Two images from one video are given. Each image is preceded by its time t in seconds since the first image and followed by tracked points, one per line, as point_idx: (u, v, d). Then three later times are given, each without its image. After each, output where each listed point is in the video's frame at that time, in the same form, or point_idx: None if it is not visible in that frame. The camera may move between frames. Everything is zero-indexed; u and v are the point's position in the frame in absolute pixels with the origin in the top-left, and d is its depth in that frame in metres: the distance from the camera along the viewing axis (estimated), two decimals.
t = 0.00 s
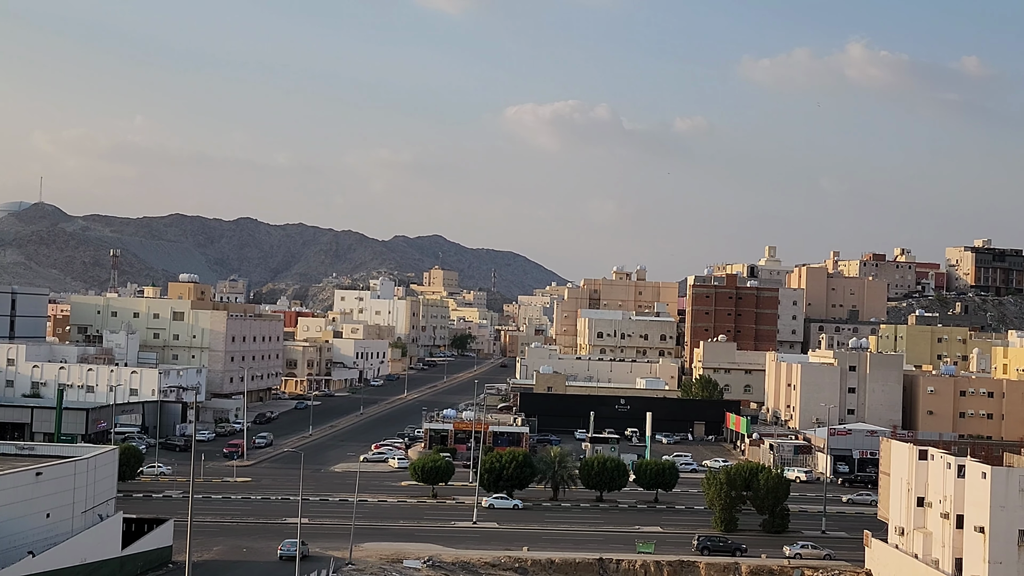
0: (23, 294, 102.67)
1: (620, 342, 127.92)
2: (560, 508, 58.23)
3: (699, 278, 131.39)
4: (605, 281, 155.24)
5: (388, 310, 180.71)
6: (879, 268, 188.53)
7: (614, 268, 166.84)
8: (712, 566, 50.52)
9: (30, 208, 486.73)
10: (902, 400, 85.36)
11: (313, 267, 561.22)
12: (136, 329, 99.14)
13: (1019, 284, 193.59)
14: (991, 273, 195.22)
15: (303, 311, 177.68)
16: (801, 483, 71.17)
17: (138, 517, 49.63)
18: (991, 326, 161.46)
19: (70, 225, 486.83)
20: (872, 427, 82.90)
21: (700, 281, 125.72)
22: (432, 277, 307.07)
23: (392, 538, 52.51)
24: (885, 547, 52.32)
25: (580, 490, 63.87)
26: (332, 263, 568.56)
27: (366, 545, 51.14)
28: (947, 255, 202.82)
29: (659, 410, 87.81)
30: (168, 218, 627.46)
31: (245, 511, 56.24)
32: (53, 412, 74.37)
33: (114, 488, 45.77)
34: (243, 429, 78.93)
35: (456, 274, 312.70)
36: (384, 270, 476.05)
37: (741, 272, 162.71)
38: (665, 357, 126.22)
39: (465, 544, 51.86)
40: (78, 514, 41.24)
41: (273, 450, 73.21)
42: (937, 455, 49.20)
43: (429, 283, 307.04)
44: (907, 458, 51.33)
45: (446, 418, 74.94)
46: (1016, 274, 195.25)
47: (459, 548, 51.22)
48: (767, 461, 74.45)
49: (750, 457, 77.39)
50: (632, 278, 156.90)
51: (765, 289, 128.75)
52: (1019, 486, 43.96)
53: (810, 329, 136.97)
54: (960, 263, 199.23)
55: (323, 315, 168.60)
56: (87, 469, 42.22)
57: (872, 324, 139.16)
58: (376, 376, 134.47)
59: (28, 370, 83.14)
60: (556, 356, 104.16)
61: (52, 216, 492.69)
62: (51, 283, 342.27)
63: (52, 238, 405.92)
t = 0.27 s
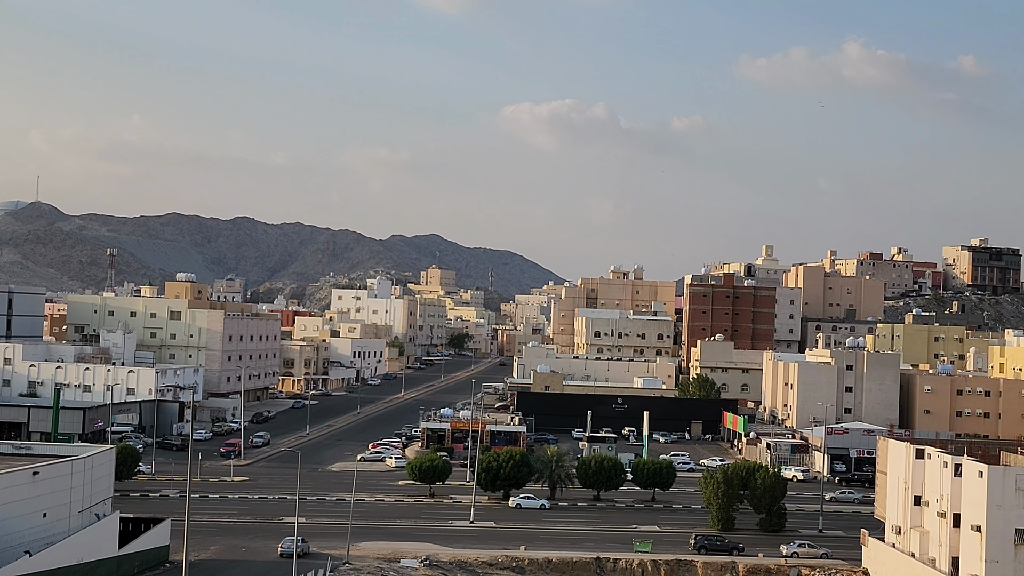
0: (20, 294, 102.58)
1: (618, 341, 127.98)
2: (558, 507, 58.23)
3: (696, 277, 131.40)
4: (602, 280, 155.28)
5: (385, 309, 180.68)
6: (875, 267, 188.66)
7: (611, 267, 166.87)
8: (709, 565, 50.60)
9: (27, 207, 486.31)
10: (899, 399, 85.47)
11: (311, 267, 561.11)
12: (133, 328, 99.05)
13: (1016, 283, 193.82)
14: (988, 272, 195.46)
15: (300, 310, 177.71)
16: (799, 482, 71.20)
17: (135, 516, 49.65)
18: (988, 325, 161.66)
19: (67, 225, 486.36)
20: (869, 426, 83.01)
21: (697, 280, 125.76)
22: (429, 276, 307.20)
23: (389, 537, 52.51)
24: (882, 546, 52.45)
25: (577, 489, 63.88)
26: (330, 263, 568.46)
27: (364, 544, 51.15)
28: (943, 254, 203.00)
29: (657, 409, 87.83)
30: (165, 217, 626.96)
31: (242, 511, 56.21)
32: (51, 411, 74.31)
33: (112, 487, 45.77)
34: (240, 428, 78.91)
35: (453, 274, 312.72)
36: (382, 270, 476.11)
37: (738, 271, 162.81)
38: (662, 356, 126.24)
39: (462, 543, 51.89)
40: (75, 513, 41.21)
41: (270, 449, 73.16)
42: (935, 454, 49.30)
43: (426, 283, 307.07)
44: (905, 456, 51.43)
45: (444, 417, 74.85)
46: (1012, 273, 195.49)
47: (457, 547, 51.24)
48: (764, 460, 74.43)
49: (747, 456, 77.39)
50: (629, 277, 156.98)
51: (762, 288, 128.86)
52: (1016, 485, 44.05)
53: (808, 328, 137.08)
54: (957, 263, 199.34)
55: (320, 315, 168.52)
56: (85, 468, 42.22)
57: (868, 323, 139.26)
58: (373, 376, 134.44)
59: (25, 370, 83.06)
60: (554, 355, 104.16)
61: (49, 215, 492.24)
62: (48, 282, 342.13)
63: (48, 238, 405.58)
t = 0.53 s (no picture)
0: (17, 293, 102.48)
1: (615, 341, 127.97)
2: (555, 506, 58.23)
3: (694, 276, 131.37)
4: (600, 279, 155.25)
5: (382, 309, 180.61)
6: (873, 266, 188.70)
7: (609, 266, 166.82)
8: (706, 564, 50.64)
9: (24, 206, 486.00)
10: (897, 398, 85.48)
11: (309, 266, 561.04)
12: (131, 328, 98.98)
13: (1014, 282, 193.97)
14: (985, 271, 195.59)
15: (298, 310, 177.65)
16: (796, 481, 71.18)
17: (133, 516, 49.65)
18: (986, 325, 161.80)
19: (65, 224, 486.03)
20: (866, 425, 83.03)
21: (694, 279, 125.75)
22: (427, 276, 307.18)
23: (387, 537, 52.49)
24: (879, 545, 52.51)
25: (575, 489, 63.85)
26: (327, 262, 568.50)
27: (361, 544, 51.13)
28: (941, 254, 203.12)
29: (654, 408, 87.83)
30: (163, 216, 626.63)
31: (240, 510, 56.17)
32: (48, 411, 74.26)
33: (109, 487, 45.75)
34: (237, 427, 78.85)
35: (451, 273, 312.73)
36: (380, 269, 476.04)
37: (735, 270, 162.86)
38: (660, 356, 126.25)
39: (459, 543, 51.87)
40: (72, 513, 41.16)
41: (268, 449, 73.12)
42: (932, 453, 49.38)
43: (424, 282, 306.97)
44: (902, 456, 51.50)
45: (441, 417, 74.72)
46: (1010, 273, 195.62)
47: (454, 547, 51.22)
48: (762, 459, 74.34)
49: (744, 455, 77.35)
50: (627, 277, 156.99)
51: (759, 287, 128.90)
52: (1013, 484, 44.11)
53: (805, 327, 137.11)
54: (954, 262, 199.37)
55: (317, 314, 168.43)
56: (82, 468, 42.18)
57: (866, 322, 139.32)
58: (371, 375, 134.44)
59: (22, 369, 83.03)
60: (552, 354, 104.14)
61: (47, 215, 491.89)
62: (46, 282, 341.87)
63: (46, 237, 405.41)
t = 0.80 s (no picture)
0: (16, 292, 102.43)
1: (615, 339, 127.98)
2: (555, 505, 58.25)
3: (693, 275, 131.38)
4: (599, 278, 155.24)
5: (382, 307, 180.60)
6: (872, 265, 188.72)
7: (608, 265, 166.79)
8: (705, 563, 50.69)
9: (23, 205, 485.67)
10: (896, 397, 85.52)
11: (308, 264, 561.03)
12: (130, 326, 98.95)
13: (1012, 281, 194.10)
14: (984, 270, 195.68)
15: (297, 309, 177.60)
16: (795, 480, 71.21)
17: (132, 515, 49.62)
18: (985, 324, 161.86)
19: (63, 223, 485.67)
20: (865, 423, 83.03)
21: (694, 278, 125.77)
22: (426, 275, 307.12)
23: (386, 536, 52.51)
24: (879, 544, 52.57)
25: (574, 487, 63.86)
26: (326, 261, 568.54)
27: (361, 543, 51.14)
28: (940, 252, 203.12)
29: (654, 407, 87.85)
30: (162, 215, 626.33)
31: (239, 509, 56.18)
32: (47, 410, 74.23)
33: (108, 486, 45.77)
34: (237, 426, 78.83)
35: (450, 271, 312.72)
36: (379, 268, 476.06)
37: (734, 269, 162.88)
38: (659, 354, 126.29)
39: (459, 542, 51.89)
40: (72, 511, 41.22)
41: (267, 448, 73.12)
42: (931, 452, 49.41)
43: (423, 281, 307.12)
44: (901, 454, 51.55)
45: (440, 415, 74.68)
46: (1009, 272, 195.69)
47: (453, 546, 51.23)
48: (760, 458, 74.34)
49: (744, 454, 77.35)
50: (626, 276, 157.02)
51: (759, 286, 128.92)
52: (1012, 483, 44.17)
53: (805, 326, 137.15)
54: (953, 261, 199.37)
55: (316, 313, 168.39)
56: (81, 467, 42.22)
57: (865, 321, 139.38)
58: (370, 374, 134.45)
59: (21, 368, 83.01)
60: (551, 353, 104.15)
61: (45, 213, 491.81)
62: (45, 281, 341.67)
63: (45, 236, 405.22)
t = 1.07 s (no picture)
0: (15, 290, 102.44)
1: (613, 337, 127.99)
2: (554, 503, 58.24)
3: (692, 273, 131.40)
4: (597, 276, 155.25)
5: (380, 305, 180.57)
6: (871, 263, 188.76)
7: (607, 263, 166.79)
8: (704, 561, 50.74)
9: (21, 204, 485.37)
10: (894, 395, 85.54)
11: (306, 263, 561.05)
12: (128, 325, 99.09)
13: (1011, 279, 194.18)
14: (982, 268, 195.75)
15: (295, 307, 177.58)
16: (794, 478, 71.25)
17: (131, 513, 49.59)
18: (983, 322, 161.95)
19: (62, 221, 485.43)
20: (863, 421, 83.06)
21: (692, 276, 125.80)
22: (424, 273, 307.12)
23: (385, 533, 52.55)
24: (877, 542, 52.63)
25: (573, 485, 63.85)
26: (325, 259, 568.52)
27: (360, 541, 51.16)
28: (938, 250, 203.13)
29: (652, 405, 87.86)
30: (160, 213, 626.02)
31: (238, 507, 56.18)
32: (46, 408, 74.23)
33: (107, 484, 45.82)
34: (236, 424, 78.79)
35: (448, 269, 312.82)
36: (378, 266, 476.16)
37: (733, 267, 162.89)
38: (658, 353, 126.33)
39: (457, 540, 51.90)
40: (70, 510, 41.14)
41: (266, 446, 73.11)
42: (929, 449, 49.45)
43: (422, 279, 307.33)
44: (900, 452, 51.59)
45: (439, 413, 74.67)
46: (1007, 269, 195.74)
47: (452, 544, 51.24)
48: (759, 456, 74.35)
49: (742, 452, 77.37)
50: (625, 274, 157.06)
51: (757, 284, 128.96)
52: (1010, 481, 44.25)
53: (803, 324, 137.20)
54: (952, 259, 199.40)
55: (315, 311, 168.38)
56: (79, 465, 42.15)
57: (864, 319, 139.44)
58: (369, 372, 134.46)
59: (20, 366, 83.20)
60: (550, 351, 104.15)
61: (44, 212, 491.69)
62: (43, 279, 341.50)
63: (43, 234, 405.06)
